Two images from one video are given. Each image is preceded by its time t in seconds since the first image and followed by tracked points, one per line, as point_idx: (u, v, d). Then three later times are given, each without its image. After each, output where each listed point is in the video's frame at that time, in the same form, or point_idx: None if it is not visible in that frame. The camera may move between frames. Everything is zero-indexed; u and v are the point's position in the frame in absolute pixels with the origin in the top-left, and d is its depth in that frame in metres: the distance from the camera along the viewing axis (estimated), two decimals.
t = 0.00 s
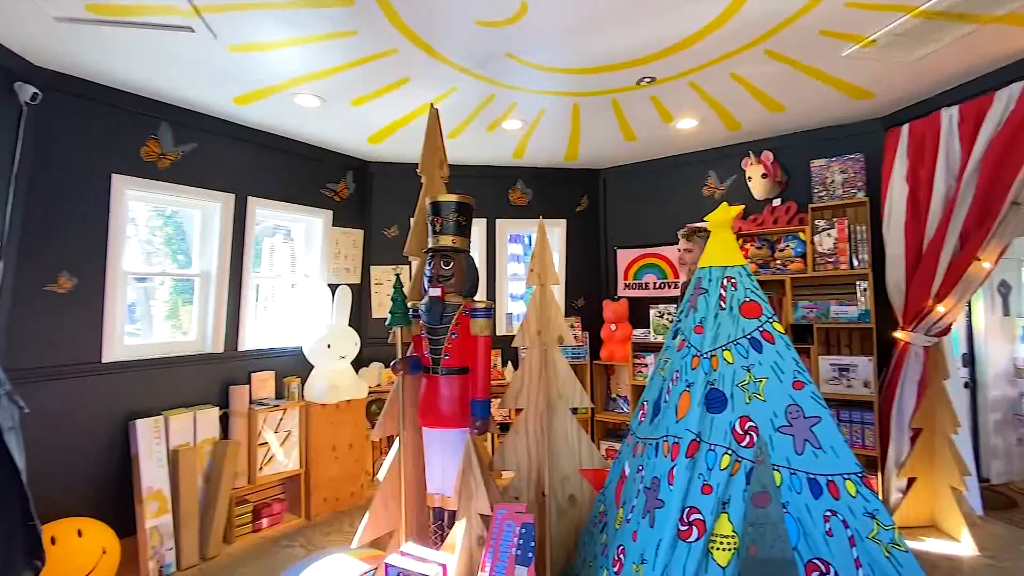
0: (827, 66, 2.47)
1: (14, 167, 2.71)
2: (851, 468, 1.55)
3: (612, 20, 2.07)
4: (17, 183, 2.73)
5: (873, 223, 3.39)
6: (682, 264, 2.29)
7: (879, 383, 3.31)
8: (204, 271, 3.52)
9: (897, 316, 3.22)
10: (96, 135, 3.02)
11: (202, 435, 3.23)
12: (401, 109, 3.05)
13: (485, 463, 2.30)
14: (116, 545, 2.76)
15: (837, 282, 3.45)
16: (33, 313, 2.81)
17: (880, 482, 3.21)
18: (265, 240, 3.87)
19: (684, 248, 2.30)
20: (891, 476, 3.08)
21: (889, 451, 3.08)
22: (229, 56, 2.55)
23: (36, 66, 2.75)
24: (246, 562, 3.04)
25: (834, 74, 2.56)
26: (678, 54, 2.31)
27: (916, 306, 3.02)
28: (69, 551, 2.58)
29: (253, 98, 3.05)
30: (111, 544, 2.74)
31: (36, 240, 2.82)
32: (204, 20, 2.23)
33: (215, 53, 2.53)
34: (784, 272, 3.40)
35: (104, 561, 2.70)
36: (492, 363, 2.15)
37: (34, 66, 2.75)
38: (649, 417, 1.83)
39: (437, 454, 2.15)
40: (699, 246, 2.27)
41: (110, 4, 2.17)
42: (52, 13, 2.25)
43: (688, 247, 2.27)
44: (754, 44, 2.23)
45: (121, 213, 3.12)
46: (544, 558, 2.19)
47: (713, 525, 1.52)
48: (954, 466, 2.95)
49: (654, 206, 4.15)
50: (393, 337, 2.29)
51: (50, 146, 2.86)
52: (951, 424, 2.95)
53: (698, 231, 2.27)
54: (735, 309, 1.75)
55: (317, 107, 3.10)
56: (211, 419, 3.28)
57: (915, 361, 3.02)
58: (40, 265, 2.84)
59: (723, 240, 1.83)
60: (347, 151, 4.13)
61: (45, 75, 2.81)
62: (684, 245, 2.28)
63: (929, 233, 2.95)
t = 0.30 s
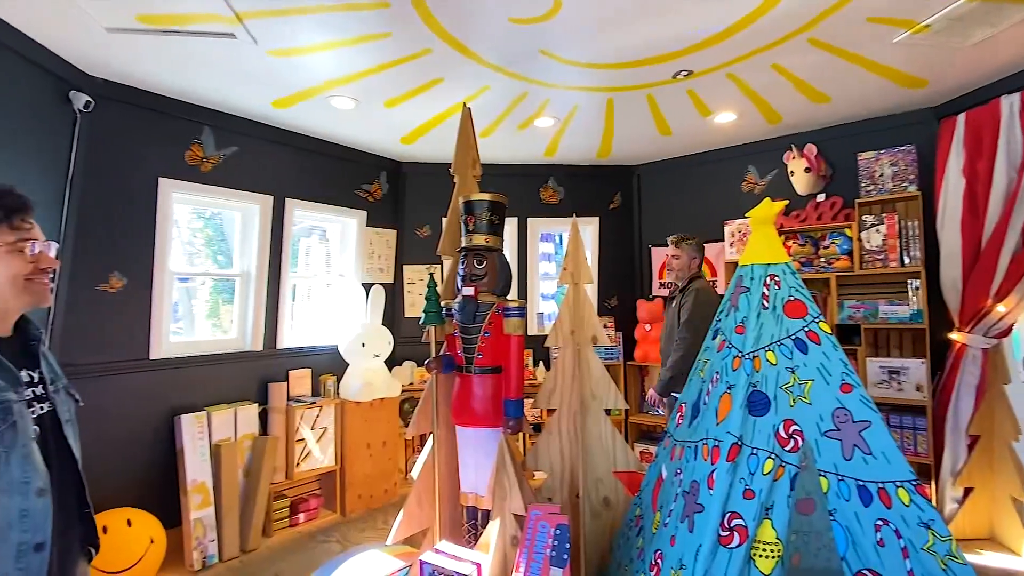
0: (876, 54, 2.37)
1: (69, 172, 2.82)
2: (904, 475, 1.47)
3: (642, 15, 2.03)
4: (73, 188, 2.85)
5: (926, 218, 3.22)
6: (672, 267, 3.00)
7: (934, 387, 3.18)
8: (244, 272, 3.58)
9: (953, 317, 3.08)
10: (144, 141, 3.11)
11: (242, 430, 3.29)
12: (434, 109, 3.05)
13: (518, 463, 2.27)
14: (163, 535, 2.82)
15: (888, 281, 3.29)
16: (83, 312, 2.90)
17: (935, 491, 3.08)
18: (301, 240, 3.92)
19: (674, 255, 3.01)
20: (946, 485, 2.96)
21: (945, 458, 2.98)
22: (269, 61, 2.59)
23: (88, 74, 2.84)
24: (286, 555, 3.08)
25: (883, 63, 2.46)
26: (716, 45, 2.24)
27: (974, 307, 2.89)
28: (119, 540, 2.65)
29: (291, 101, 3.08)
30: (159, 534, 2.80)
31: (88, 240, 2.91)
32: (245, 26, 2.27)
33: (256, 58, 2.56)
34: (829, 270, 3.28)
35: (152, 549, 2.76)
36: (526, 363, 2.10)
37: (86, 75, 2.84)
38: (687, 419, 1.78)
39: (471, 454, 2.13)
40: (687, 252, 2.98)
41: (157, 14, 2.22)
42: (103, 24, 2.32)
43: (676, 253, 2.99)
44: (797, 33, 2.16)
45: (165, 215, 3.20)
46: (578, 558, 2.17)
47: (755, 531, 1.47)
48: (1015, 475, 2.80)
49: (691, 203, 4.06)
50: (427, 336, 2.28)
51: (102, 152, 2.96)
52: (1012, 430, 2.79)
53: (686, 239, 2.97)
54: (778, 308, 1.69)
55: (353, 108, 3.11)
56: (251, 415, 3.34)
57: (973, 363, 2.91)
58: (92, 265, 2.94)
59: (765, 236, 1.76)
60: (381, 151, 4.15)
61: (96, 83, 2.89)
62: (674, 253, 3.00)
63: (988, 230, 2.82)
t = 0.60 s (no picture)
0: (929, 40, 2.26)
1: (118, 176, 2.91)
2: (962, 484, 1.39)
3: (679, 6, 1.98)
4: (123, 191, 2.93)
5: (986, 213, 3.08)
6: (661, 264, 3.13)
7: (993, 391, 3.03)
8: (282, 272, 3.63)
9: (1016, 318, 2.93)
10: (187, 145, 3.18)
11: (280, 426, 3.34)
12: (467, 108, 3.03)
13: (551, 464, 2.24)
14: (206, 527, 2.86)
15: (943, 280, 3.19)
16: (129, 311, 2.97)
17: (996, 500, 2.93)
18: (336, 241, 3.95)
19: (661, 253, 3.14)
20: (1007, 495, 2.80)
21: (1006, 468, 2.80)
22: (307, 65, 2.61)
23: (136, 82, 2.92)
24: (323, 550, 3.10)
25: (938, 49, 2.35)
26: (756, 36, 2.17)
27: None
28: (165, 531, 2.70)
29: (326, 104, 3.11)
30: (202, 526, 2.85)
31: (134, 241, 2.99)
32: (284, 32, 2.29)
33: (294, 62, 2.59)
34: (878, 268, 3.18)
35: (197, 540, 2.81)
36: (560, 362, 2.05)
37: (134, 83, 2.92)
38: (727, 422, 1.73)
39: (504, 453, 2.11)
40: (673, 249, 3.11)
41: (201, 22, 2.27)
42: (151, 33, 2.39)
43: (662, 251, 3.12)
44: (843, 21, 2.07)
45: (207, 216, 3.26)
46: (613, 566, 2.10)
47: (802, 539, 1.40)
48: None
49: (729, 199, 3.96)
50: (460, 335, 2.27)
51: (149, 157, 3.03)
52: None
53: (673, 237, 3.11)
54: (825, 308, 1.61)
55: (385, 109, 3.11)
56: (289, 412, 3.39)
57: None
58: (139, 266, 3.01)
59: (811, 233, 1.69)
60: (413, 151, 4.16)
61: (144, 91, 2.97)
62: (661, 251, 3.13)
63: None
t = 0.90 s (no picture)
0: (986, 24, 2.15)
1: (162, 180, 2.97)
2: None
3: None
4: (167, 194, 3.00)
5: None
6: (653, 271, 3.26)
7: None
8: (318, 271, 3.66)
9: None
10: (227, 148, 3.23)
11: (316, 423, 3.37)
12: (498, 106, 3.00)
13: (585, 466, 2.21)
14: (245, 520, 2.91)
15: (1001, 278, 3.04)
16: (172, 310, 3.03)
17: None
18: (369, 241, 3.98)
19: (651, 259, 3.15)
20: None
21: None
22: (341, 67, 2.62)
23: (179, 88, 2.98)
24: (357, 546, 3.12)
25: (996, 34, 2.23)
26: (799, 24, 2.09)
27: None
28: (207, 522, 2.75)
29: (359, 105, 3.12)
30: (241, 519, 2.89)
31: (176, 241, 3.05)
32: (320, 35, 2.30)
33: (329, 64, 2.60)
34: (930, 265, 3.05)
35: (237, 533, 2.85)
36: (593, 362, 2.00)
37: (177, 89, 2.98)
38: (769, 425, 1.68)
39: (538, 453, 2.08)
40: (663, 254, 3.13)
41: (240, 28, 2.29)
42: (193, 40, 2.43)
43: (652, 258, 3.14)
44: (892, 6, 1.98)
45: (247, 218, 3.31)
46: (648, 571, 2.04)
47: (849, 548, 1.35)
48: None
49: (769, 195, 3.85)
50: (493, 334, 2.25)
51: (192, 162, 3.10)
52: None
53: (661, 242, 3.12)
54: (875, 307, 1.54)
55: (417, 109, 3.11)
56: (324, 410, 3.42)
57: None
58: (182, 267, 3.08)
59: (859, 229, 1.61)
60: (444, 151, 4.16)
61: (186, 96, 3.03)
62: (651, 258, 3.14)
63: None
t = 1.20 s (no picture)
0: None
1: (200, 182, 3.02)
2: None
3: None
4: (205, 195, 3.04)
5: None
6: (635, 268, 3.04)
7: None
8: (349, 270, 3.68)
9: None
10: (261, 149, 3.27)
11: (347, 420, 3.39)
12: (527, 103, 2.97)
13: (617, 467, 2.16)
14: (279, 516, 2.94)
15: None
16: (208, 308, 3.08)
17: None
18: (397, 240, 3.99)
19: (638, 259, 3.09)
20: None
21: None
22: (373, 67, 2.62)
23: (215, 92, 3.03)
24: (388, 543, 3.13)
25: None
26: (841, 10, 2.01)
27: None
28: (242, 516, 2.78)
29: (389, 105, 3.12)
30: (276, 515, 2.92)
31: (211, 241, 3.09)
32: (352, 35, 2.31)
33: (359, 65, 2.60)
34: (983, 262, 2.91)
35: (271, 528, 2.89)
36: (625, 362, 1.96)
37: (213, 92, 3.03)
38: (810, 428, 1.61)
39: (568, 454, 2.05)
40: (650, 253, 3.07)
41: (275, 31, 2.31)
42: (230, 44, 2.45)
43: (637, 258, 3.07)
44: None
45: (280, 218, 3.35)
46: None
47: (898, 558, 1.28)
48: None
49: (806, 190, 3.74)
50: (522, 333, 2.20)
51: (227, 163, 3.14)
52: None
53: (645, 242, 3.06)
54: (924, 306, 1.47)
55: (447, 108, 3.09)
56: (355, 407, 3.44)
57: None
58: (218, 266, 3.12)
59: (907, 224, 1.54)
60: (473, 149, 4.14)
61: (222, 99, 3.07)
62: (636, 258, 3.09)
63: None
